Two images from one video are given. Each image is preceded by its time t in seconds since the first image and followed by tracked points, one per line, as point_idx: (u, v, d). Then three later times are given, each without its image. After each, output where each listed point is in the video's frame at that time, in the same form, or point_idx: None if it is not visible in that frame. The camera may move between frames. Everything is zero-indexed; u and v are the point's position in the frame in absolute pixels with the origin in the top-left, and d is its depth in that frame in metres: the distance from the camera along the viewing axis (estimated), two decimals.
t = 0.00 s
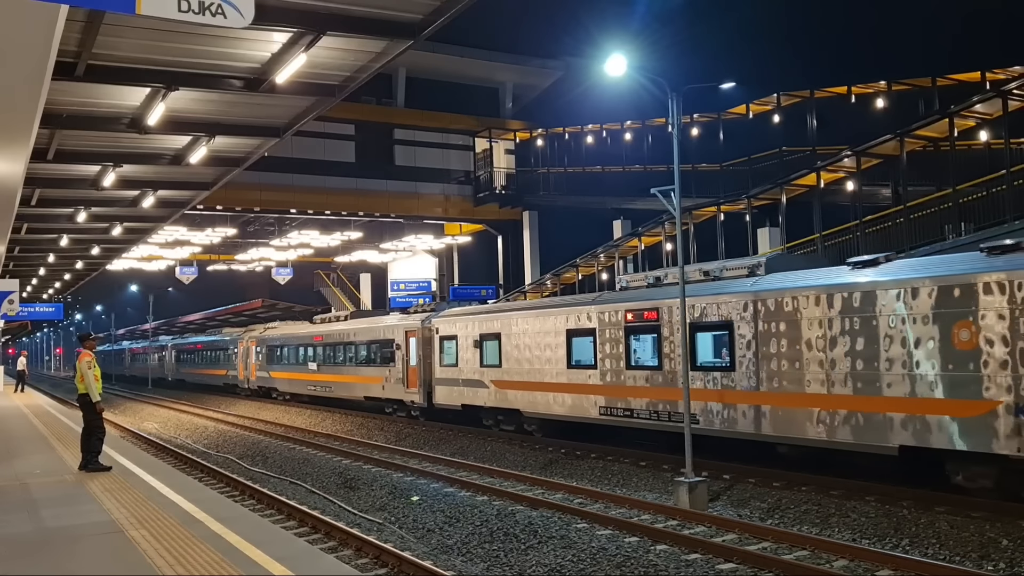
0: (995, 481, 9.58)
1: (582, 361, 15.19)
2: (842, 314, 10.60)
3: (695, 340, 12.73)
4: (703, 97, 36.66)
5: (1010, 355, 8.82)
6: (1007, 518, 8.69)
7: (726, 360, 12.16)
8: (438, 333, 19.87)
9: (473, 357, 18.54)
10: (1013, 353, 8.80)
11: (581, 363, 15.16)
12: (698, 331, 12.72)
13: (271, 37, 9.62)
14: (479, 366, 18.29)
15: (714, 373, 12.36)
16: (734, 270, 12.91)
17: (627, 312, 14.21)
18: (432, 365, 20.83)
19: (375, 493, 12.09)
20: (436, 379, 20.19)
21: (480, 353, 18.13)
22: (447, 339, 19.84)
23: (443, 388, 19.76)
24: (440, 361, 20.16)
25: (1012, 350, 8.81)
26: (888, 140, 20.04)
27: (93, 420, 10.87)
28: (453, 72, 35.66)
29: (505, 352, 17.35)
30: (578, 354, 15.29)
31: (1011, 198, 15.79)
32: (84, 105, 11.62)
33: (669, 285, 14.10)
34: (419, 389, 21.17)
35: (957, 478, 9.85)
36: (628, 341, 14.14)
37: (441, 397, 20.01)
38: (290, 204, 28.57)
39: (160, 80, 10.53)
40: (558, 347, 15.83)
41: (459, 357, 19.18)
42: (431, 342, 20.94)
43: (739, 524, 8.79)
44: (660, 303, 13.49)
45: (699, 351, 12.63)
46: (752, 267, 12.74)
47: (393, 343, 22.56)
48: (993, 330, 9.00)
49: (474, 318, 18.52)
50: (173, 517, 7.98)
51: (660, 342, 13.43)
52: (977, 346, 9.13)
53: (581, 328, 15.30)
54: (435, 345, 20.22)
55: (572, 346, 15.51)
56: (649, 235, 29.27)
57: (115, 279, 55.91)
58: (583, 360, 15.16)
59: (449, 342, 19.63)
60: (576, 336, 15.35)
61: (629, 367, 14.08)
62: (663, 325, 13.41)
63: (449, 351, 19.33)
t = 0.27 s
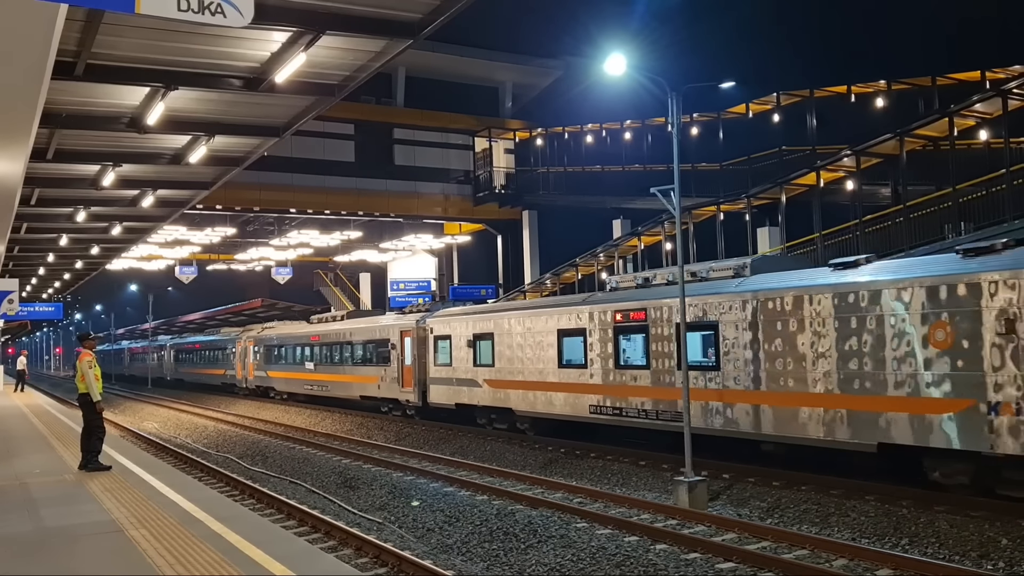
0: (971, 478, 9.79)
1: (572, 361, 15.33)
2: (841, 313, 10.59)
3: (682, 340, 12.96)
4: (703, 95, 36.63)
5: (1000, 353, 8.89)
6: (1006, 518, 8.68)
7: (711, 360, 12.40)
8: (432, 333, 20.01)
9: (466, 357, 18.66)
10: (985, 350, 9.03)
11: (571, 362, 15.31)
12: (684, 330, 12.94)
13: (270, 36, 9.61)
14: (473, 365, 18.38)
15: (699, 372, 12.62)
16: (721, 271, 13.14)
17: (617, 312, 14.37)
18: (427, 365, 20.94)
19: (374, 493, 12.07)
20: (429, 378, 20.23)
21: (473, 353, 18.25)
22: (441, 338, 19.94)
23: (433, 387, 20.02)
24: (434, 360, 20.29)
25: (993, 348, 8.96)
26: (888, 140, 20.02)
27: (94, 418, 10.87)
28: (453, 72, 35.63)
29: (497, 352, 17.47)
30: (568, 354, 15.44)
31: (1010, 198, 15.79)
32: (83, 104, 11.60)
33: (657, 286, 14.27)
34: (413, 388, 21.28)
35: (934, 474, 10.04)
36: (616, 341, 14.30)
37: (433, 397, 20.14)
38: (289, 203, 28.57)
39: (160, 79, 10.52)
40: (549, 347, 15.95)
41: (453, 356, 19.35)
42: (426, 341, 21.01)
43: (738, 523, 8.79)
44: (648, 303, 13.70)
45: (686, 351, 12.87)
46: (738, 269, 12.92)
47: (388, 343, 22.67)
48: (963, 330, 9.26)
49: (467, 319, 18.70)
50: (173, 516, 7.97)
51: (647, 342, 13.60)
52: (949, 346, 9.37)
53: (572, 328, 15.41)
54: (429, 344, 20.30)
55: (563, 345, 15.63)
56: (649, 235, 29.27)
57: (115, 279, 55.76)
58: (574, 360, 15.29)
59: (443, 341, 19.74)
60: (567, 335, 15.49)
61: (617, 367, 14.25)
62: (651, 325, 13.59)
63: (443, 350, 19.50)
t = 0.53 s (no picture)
0: (948, 475, 10.01)
1: (563, 361, 15.60)
2: (840, 313, 10.62)
3: (670, 340, 13.27)
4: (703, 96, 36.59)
5: (976, 353, 9.16)
6: (1006, 518, 8.68)
7: (697, 360, 12.67)
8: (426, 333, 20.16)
9: (460, 356, 18.83)
10: (955, 351, 9.35)
11: (562, 362, 15.55)
12: (671, 331, 13.24)
13: (269, 36, 9.60)
14: (467, 365, 18.55)
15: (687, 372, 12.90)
16: (708, 272, 13.43)
17: (608, 312, 14.58)
18: (421, 365, 21.07)
19: (374, 493, 12.08)
20: (427, 378, 20.20)
21: (466, 353, 18.44)
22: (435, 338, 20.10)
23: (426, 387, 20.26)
24: (429, 360, 20.46)
25: (963, 348, 9.27)
26: (888, 140, 19.99)
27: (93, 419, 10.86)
28: (453, 72, 35.59)
29: (490, 352, 17.65)
30: (560, 354, 15.68)
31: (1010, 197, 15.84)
32: (83, 104, 11.59)
33: (646, 287, 14.52)
34: (408, 388, 21.40)
35: (913, 472, 10.29)
36: (606, 342, 14.54)
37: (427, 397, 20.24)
38: (289, 203, 28.55)
39: (159, 79, 10.51)
40: (542, 347, 16.14)
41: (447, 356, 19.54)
42: (421, 341, 21.11)
43: (738, 523, 8.79)
44: (636, 304, 13.97)
45: (672, 351, 13.19)
46: (724, 271, 13.20)
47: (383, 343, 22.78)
48: (937, 331, 9.54)
49: (460, 319, 18.89)
50: (173, 517, 7.97)
51: (637, 343, 13.86)
52: (923, 347, 9.66)
53: (564, 328, 15.64)
54: (424, 344, 20.47)
55: (555, 346, 15.87)
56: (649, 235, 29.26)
57: (114, 279, 55.66)
58: (566, 360, 15.53)
59: (437, 341, 19.89)
60: (558, 335, 15.70)
61: (607, 367, 14.49)
62: (639, 327, 13.87)
63: (437, 350, 19.69)
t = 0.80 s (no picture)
0: (927, 473, 10.11)
1: (555, 361, 15.83)
2: (840, 314, 10.62)
3: (659, 342, 13.45)
4: (703, 96, 36.67)
5: (955, 355, 9.37)
6: (1007, 518, 8.69)
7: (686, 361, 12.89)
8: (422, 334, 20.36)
9: (454, 357, 19.09)
10: (931, 353, 9.58)
11: (554, 363, 15.78)
12: (661, 332, 13.44)
13: (270, 37, 9.62)
14: (461, 365, 18.80)
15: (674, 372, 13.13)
16: (698, 272, 13.57)
17: (600, 313, 14.79)
18: (417, 365, 21.20)
19: (374, 493, 12.09)
20: (426, 378, 20.22)
21: (462, 353, 18.68)
22: (431, 339, 20.35)
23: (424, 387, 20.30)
24: (425, 361, 20.69)
25: (937, 351, 9.53)
26: (888, 140, 20.00)
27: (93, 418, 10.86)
28: (452, 72, 35.62)
29: (485, 353, 17.88)
30: (552, 354, 15.93)
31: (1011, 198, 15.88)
32: (83, 104, 11.59)
33: (636, 289, 14.74)
34: (404, 388, 21.52)
35: (919, 472, 10.20)
36: (598, 342, 14.77)
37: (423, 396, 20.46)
38: (289, 204, 28.57)
39: (160, 80, 10.54)
40: (535, 347, 16.39)
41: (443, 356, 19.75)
42: (417, 342, 21.25)
43: (738, 523, 8.80)
44: (625, 305, 14.19)
45: (662, 351, 13.36)
46: (712, 272, 13.32)
47: (379, 343, 22.89)
48: (916, 333, 9.77)
49: (455, 320, 19.09)
50: (173, 517, 7.99)
51: (628, 344, 14.06)
52: (903, 348, 9.88)
53: (556, 329, 15.86)
54: (420, 345, 20.71)
55: (547, 347, 16.10)
56: (649, 235, 29.28)
57: (114, 279, 55.69)
58: (558, 360, 15.75)
59: (433, 342, 20.12)
60: (551, 336, 15.92)
61: (598, 367, 14.72)
62: (629, 328, 14.08)
63: (433, 351, 19.89)
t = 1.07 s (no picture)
0: (909, 472, 10.35)
1: (547, 362, 15.98)
2: (841, 314, 10.61)
3: (649, 344, 13.67)
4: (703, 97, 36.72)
5: (937, 355, 9.55)
6: (1007, 519, 8.69)
7: (673, 361, 13.15)
8: (417, 335, 20.55)
9: (449, 357, 19.27)
10: (913, 354, 9.76)
11: (546, 363, 15.97)
12: (650, 334, 13.66)
13: (271, 38, 9.62)
14: (456, 366, 19.01)
15: (663, 372, 13.35)
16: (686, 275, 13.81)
17: (590, 315, 14.99)
18: (413, 366, 21.30)
19: (375, 494, 12.11)
20: (426, 379, 20.22)
21: (456, 354, 18.89)
22: (426, 340, 20.57)
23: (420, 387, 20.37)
24: (420, 361, 20.82)
25: (917, 352, 9.73)
26: (888, 141, 19.98)
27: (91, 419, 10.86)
28: (452, 73, 35.63)
29: (479, 354, 18.08)
30: (544, 355, 16.08)
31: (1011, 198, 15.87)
32: (84, 105, 11.59)
33: (627, 291, 14.96)
34: (400, 388, 21.66)
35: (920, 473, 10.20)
36: (589, 343, 14.96)
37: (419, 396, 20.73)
38: (289, 204, 28.57)
39: (161, 81, 10.55)
40: (527, 348, 16.57)
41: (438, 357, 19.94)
42: (412, 343, 21.38)
43: (739, 524, 8.81)
44: (616, 307, 14.41)
45: (652, 352, 13.58)
46: (702, 274, 13.68)
47: (376, 344, 22.98)
48: (898, 333, 9.95)
49: (451, 321, 19.24)
50: (173, 517, 7.99)
51: (618, 345, 14.27)
52: (884, 348, 10.09)
53: (547, 330, 16.05)
54: (415, 346, 20.87)
55: (540, 348, 16.23)
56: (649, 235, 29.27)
57: (115, 280, 55.64)
58: (550, 360, 15.92)
59: (428, 342, 20.30)
60: (543, 337, 16.10)
61: (590, 367, 14.91)
62: (620, 328, 14.28)
63: (428, 351, 20.07)
